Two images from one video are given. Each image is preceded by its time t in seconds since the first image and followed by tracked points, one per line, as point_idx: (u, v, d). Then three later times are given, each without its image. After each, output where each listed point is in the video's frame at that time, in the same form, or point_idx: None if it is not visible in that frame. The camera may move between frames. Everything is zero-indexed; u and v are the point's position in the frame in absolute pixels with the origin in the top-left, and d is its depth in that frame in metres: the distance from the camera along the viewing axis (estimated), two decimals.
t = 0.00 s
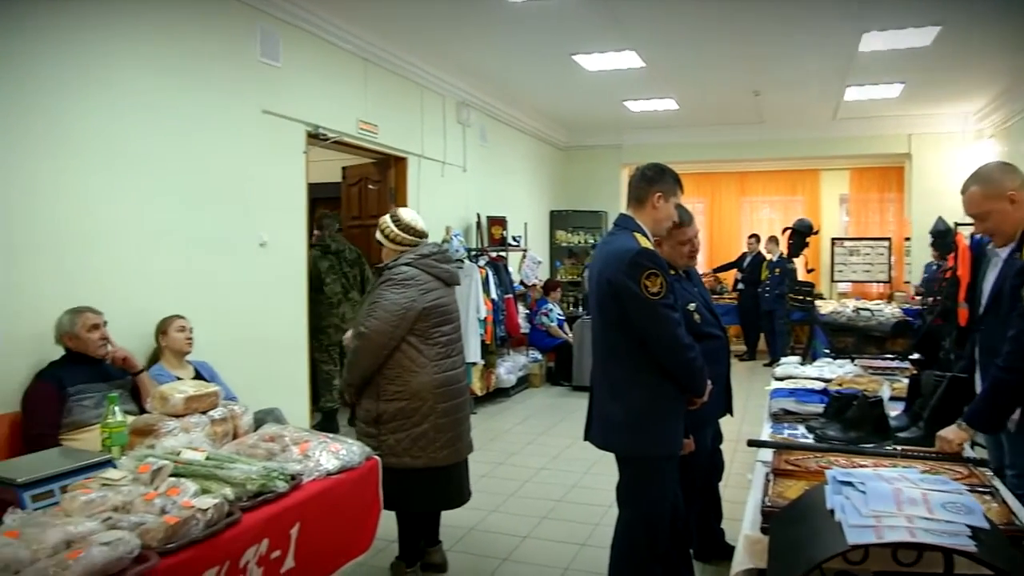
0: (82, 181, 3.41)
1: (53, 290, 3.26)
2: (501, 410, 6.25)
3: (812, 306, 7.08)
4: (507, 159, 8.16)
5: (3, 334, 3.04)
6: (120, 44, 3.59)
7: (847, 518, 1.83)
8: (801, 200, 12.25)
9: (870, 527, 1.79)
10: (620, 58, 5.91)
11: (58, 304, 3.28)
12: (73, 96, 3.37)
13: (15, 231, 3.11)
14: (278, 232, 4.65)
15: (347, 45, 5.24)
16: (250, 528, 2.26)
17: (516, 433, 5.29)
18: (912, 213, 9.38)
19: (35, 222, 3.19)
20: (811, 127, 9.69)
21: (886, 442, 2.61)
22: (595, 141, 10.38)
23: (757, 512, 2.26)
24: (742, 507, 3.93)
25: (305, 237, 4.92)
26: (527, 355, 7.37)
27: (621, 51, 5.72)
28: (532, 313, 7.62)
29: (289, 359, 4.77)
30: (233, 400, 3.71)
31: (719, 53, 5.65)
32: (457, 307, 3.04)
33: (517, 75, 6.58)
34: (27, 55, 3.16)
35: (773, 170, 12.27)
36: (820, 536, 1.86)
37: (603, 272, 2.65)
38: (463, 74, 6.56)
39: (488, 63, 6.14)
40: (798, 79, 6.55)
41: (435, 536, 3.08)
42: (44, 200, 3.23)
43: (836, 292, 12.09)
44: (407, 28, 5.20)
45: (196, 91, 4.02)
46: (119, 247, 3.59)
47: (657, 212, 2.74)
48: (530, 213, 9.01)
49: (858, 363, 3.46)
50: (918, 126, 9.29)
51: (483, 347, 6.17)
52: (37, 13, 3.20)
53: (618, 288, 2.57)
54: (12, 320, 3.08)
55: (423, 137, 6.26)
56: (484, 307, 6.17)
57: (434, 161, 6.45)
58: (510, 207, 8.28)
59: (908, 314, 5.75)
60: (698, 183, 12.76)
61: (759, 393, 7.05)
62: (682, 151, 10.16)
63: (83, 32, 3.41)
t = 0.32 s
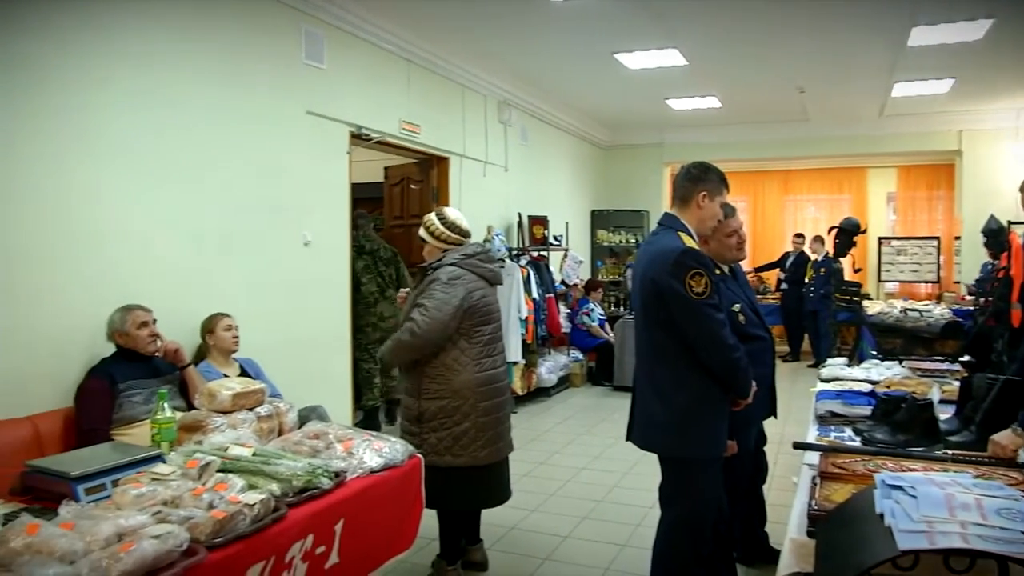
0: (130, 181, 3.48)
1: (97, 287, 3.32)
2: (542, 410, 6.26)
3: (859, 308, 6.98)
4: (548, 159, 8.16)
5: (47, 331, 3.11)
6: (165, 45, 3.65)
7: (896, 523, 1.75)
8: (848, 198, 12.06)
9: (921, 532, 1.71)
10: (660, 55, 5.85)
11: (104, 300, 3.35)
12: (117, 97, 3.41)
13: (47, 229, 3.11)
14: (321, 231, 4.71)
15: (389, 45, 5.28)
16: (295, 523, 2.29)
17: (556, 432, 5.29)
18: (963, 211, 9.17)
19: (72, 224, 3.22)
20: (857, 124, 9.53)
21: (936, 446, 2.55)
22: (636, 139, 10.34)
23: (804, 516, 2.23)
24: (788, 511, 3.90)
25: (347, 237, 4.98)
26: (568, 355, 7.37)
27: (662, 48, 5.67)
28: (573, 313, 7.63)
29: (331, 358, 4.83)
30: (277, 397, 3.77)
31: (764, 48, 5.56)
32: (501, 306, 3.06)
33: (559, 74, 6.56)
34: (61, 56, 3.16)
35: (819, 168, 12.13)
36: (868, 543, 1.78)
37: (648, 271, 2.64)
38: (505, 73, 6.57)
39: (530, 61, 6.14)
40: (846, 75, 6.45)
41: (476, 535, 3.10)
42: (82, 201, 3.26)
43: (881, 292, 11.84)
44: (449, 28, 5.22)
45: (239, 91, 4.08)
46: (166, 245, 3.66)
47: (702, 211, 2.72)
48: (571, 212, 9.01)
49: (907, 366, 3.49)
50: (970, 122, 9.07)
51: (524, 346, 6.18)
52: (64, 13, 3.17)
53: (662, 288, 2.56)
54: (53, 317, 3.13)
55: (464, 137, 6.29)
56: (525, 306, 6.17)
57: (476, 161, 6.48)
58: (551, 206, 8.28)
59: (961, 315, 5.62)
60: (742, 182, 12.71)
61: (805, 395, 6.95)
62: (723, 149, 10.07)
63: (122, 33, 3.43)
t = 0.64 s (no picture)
0: (158, 181, 3.49)
1: (109, 288, 3.26)
2: (575, 410, 6.27)
3: (897, 309, 6.90)
4: (582, 158, 8.16)
5: (71, 332, 3.11)
6: (194, 46, 3.66)
7: (939, 527, 1.66)
8: (886, 197, 11.91)
9: (966, 537, 1.61)
10: (693, 53, 5.80)
11: (126, 299, 3.34)
12: (135, 98, 3.38)
13: (59, 231, 3.07)
14: (355, 231, 4.76)
15: (423, 46, 5.31)
16: (331, 520, 2.30)
17: (589, 432, 5.30)
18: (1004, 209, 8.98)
19: (96, 225, 3.21)
20: (894, 121, 9.39)
21: (977, 449, 2.49)
22: (668, 138, 10.28)
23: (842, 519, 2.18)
24: (825, 514, 3.88)
25: (381, 237, 5.02)
26: (601, 354, 7.38)
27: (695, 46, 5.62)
28: (606, 313, 7.64)
29: (366, 356, 4.88)
30: (312, 395, 3.82)
31: (799, 45, 5.48)
32: (535, 305, 3.07)
33: (594, 73, 6.55)
34: (72, 57, 3.11)
35: (856, 167, 12.02)
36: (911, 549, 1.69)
37: (683, 270, 2.63)
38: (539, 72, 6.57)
39: (563, 61, 6.12)
40: (884, 71, 6.34)
41: (508, 535, 3.10)
42: (104, 201, 3.25)
43: (919, 292, 11.67)
44: (482, 27, 5.22)
45: (270, 92, 4.09)
46: (201, 245, 3.71)
47: (739, 211, 2.70)
48: (604, 212, 9.00)
49: (947, 368, 3.43)
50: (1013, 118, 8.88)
51: (557, 346, 6.19)
52: (78, 13, 3.13)
53: (697, 288, 2.55)
54: (62, 318, 3.08)
55: (498, 137, 6.31)
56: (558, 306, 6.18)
57: (509, 160, 6.49)
58: (584, 205, 8.28)
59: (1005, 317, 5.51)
60: (777, 182, 12.67)
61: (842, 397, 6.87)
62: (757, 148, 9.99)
63: (141, 32, 3.41)
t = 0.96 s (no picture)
0: (184, 180, 3.51)
1: (132, 287, 3.27)
2: (604, 410, 6.26)
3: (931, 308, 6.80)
4: (612, 158, 8.15)
5: (104, 329, 3.16)
6: (217, 46, 3.66)
7: (977, 532, 1.62)
8: (920, 195, 11.79)
9: (1004, 542, 1.57)
10: (724, 51, 5.74)
11: (150, 299, 3.34)
12: (155, 97, 3.37)
13: (94, 229, 3.12)
14: (385, 231, 4.79)
15: (452, 45, 5.31)
16: (362, 518, 2.31)
17: (618, 432, 5.29)
18: None
19: (130, 223, 3.26)
20: (928, 118, 9.24)
21: (1016, 453, 2.44)
22: (698, 137, 10.23)
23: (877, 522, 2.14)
24: (858, 517, 3.84)
25: (411, 236, 5.05)
26: (630, 354, 7.37)
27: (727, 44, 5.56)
28: (636, 313, 7.64)
29: (395, 355, 4.91)
30: (344, 394, 3.85)
31: (834, 41, 5.40)
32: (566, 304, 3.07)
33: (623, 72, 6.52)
34: (89, 56, 3.09)
35: (889, 166, 11.94)
36: (948, 554, 1.66)
37: (714, 270, 2.61)
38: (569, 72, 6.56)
39: (593, 60, 6.10)
40: (919, 68, 6.26)
41: (537, 535, 3.11)
42: (137, 200, 3.29)
43: (954, 292, 11.51)
44: (511, 27, 5.22)
45: (295, 91, 4.09)
46: (230, 244, 3.73)
47: (770, 210, 2.68)
48: (633, 211, 8.98)
49: (984, 370, 3.39)
50: None
51: (586, 345, 6.18)
52: (111, 15, 3.18)
53: (729, 288, 2.53)
54: (85, 317, 3.09)
55: (527, 137, 6.31)
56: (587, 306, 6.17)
57: (538, 159, 6.50)
58: (614, 205, 8.27)
59: None
60: (808, 181, 12.66)
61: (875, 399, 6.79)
62: (788, 147, 9.91)
63: (167, 33, 3.42)
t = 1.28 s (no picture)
0: (201, 180, 3.51)
1: (151, 287, 3.29)
2: (624, 410, 6.26)
3: (955, 308, 6.73)
4: (633, 158, 8.13)
5: (127, 328, 3.19)
6: (234, 46, 3.66)
7: (1005, 536, 1.59)
8: (944, 194, 11.72)
9: None
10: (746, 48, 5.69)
11: (170, 298, 3.37)
12: (173, 97, 3.39)
13: (117, 229, 3.15)
14: (406, 231, 4.80)
15: (472, 45, 5.32)
16: (384, 516, 2.31)
17: (639, 432, 5.28)
18: None
19: (151, 222, 3.29)
20: (953, 116, 9.14)
21: None
22: (719, 137, 10.19)
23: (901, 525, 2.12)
24: (882, 519, 3.81)
25: (432, 236, 5.06)
26: (650, 354, 7.36)
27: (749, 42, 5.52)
28: (656, 313, 7.62)
29: (416, 355, 4.93)
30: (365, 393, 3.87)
31: (858, 38, 5.34)
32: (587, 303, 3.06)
33: (645, 71, 6.50)
34: (102, 55, 3.09)
35: (914, 165, 11.84)
36: (975, 558, 1.63)
37: (736, 269, 2.60)
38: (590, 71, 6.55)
39: (615, 59, 6.09)
40: (946, 65, 6.19)
41: (557, 534, 3.11)
42: (159, 200, 3.32)
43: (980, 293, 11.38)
44: (531, 26, 5.21)
45: (313, 91, 4.09)
46: (250, 244, 3.76)
47: (793, 209, 2.66)
48: (654, 211, 8.96)
49: (1012, 372, 3.36)
50: None
51: (606, 345, 6.18)
52: (133, 16, 3.21)
53: (751, 288, 2.51)
54: (104, 317, 3.10)
55: (548, 136, 6.31)
56: (607, 306, 6.17)
57: (559, 159, 6.49)
58: (635, 204, 8.25)
59: None
60: (831, 180, 12.58)
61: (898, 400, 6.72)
62: (809, 145, 9.85)
63: (187, 33, 3.44)
